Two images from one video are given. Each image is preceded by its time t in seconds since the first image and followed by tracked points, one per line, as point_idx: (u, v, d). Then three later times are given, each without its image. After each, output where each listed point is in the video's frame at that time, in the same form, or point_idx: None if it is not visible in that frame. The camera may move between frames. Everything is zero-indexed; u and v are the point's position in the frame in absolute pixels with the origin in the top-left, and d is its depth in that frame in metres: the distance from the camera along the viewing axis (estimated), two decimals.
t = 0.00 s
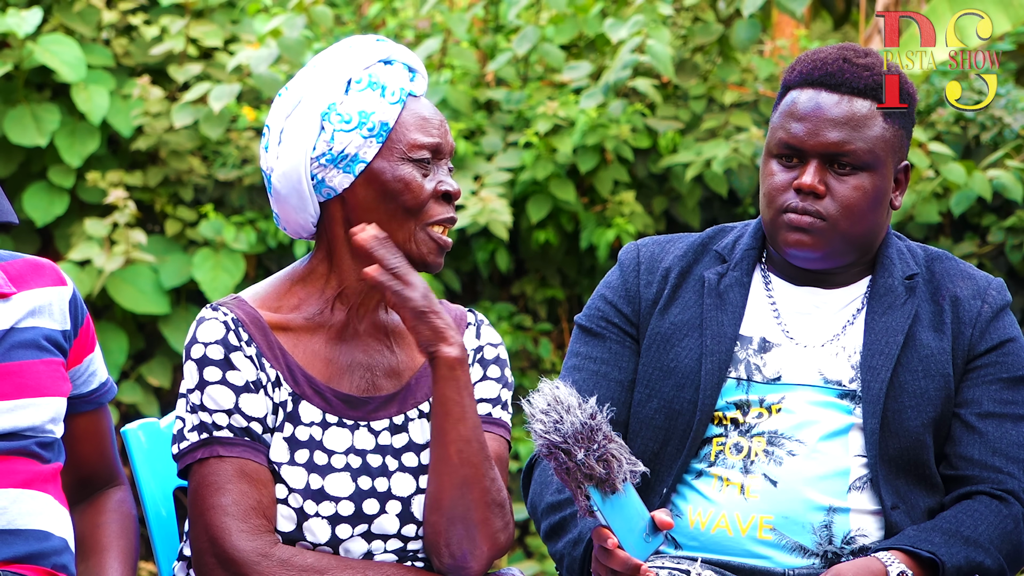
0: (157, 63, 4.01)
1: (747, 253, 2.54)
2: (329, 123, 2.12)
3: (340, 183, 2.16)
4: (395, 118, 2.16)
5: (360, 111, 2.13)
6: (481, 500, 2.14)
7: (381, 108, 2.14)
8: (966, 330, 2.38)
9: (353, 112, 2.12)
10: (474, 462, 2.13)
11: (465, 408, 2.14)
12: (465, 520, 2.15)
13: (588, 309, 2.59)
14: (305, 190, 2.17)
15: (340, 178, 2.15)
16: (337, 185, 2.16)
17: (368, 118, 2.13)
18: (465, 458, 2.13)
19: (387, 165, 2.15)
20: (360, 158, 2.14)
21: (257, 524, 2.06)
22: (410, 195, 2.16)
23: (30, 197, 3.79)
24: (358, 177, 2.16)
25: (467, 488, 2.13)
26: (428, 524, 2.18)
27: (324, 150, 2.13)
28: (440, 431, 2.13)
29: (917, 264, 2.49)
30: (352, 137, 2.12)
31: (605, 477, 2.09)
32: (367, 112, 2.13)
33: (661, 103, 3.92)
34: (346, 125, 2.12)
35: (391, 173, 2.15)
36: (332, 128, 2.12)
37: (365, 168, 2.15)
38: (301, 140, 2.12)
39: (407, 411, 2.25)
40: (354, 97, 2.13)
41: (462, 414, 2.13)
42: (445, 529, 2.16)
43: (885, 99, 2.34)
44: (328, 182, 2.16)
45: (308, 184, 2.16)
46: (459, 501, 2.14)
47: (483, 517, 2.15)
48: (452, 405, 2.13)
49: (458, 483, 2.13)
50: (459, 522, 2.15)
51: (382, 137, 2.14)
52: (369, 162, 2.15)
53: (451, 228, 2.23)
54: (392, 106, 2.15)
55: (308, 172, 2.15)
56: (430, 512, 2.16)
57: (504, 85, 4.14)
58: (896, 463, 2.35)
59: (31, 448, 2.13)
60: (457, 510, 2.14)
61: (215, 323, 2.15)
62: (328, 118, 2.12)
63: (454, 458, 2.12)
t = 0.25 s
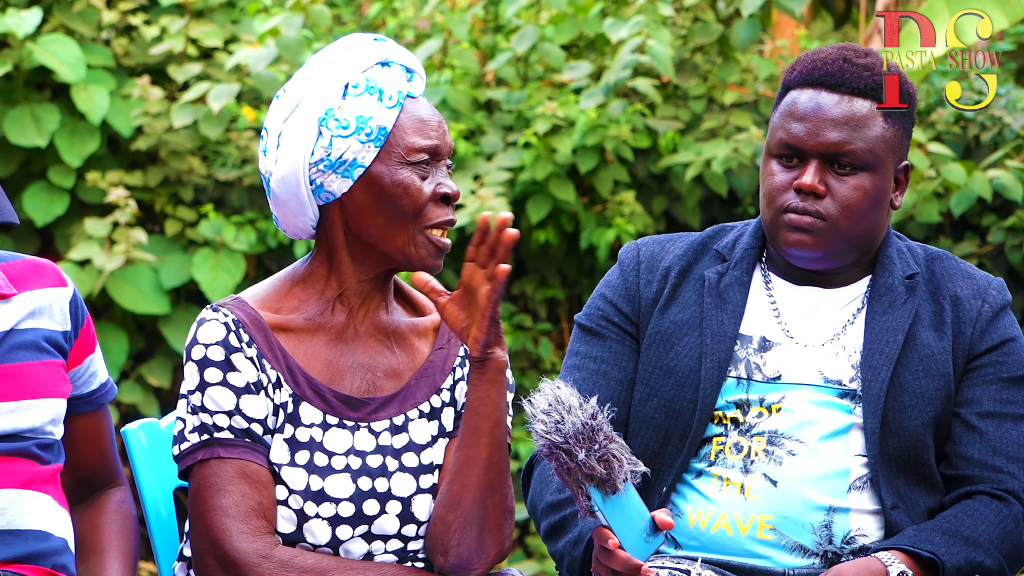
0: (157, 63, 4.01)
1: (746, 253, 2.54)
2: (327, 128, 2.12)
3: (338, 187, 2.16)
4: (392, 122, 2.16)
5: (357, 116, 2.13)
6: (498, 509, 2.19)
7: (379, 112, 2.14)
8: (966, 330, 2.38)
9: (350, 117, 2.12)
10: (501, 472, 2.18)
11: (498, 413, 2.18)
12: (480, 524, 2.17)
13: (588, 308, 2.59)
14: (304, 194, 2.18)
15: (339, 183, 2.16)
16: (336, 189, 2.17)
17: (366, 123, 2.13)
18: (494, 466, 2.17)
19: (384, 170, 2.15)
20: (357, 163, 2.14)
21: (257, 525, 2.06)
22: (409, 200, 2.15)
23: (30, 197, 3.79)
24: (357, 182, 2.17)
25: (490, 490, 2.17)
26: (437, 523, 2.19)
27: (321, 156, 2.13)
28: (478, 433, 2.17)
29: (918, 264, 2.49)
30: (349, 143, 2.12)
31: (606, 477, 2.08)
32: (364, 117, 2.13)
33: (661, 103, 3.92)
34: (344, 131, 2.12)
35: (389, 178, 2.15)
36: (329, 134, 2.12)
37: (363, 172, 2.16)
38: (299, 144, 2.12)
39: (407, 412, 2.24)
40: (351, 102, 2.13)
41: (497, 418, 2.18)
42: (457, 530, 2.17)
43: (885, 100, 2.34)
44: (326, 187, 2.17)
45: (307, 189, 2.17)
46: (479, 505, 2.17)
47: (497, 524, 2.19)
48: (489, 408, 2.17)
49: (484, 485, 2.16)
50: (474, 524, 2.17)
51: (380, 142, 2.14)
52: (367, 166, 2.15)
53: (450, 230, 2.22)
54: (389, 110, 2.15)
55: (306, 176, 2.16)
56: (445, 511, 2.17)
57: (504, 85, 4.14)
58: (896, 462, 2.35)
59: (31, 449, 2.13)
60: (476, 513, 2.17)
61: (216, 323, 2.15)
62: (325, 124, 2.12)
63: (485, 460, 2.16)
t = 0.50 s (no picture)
0: (157, 63, 4.01)
1: (746, 252, 2.54)
2: (325, 132, 2.12)
3: (338, 191, 2.17)
4: (390, 123, 2.16)
5: (355, 119, 2.13)
6: (502, 509, 2.19)
7: (376, 113, 2.14)
8: (966, 330, 2.38)
9: (348, 120, 2.13)
10: (505, 472, 2.18)
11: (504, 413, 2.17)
12: (483, 524, 2.17)
13: (588, 308, 2.59)
14: (304, 198, 2.18)
15: (338, 186, 2.16)
16: (335, 193, 2.17)
17: (365, 125, 2.13)
18: (499, 466, 2.17)
19: (384, 172, 2.15)
20: (356, 166, 2.14)
21: (257, 527, 2.06)
22: (410, 200, 2.16)
23: (30, 197, 3.79)
24: (356, 184, 2.17)
25: (494, 490, 2.17)
26: (440, 523, 2.18)
27: (320, 160, 2.14)
28: (482, 433, 2.16)
29: (918, 264, 2.49)
30: (348, 146, 2.12)
31: (606, 478, 2.08)
32: (363, 120, 2.13)
33: (661, 103, 3.92)
34: (343, 134, 2.12)
35: (389, 179, 2.15)
36: (328, 138, 2.12)
37: (362, 175, 2.16)
38: (298, 147, 2.13)
39: (407, 412, 2.24)
40: (349, 105, 2.13)
41: (502, 419, 2.17)
42: (460, 530, 2.16)
43: (885, 99, 2.34)
44: (326, 191, 2.17)
45: (306, 192, 2.18)
46: (483, 506, 2.16)
47: (501, 524, 2.19)
48: (495, 409, 2.16)
49: (489, 485, 2.16)
50: (477, 524, 2.17)
51: (378, 143, 2.14)
52: (367, 168, 2.15)
53: (451, 229, 2.23)
54: (386, 112, 2.15)
55: (306, 180, 2.16)
56: (448, 510, 2.17)
57: (504, 85, 4.14)
58: (896, 462, 2.35)
59: (30, 450, 2.13)
60: (479, 513, 2.16)
61: (217, 325, 2.15)
62: (323, 127, 2.12)
63: (490, 460, 2.16)
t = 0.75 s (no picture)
0: (157, 63, 4.01)
1: (746, 253, 2.54)
2: (321, 138, 2.13)
3: (334, 197, 2.18)
4: (387, 129, 2.15)
5: (350, 126, 2.13)
6: (504, 509, 2.18)
7: (372, 120, 2.14)
8: (966, 330, 2.38)
9: (344, 127, 2.13)
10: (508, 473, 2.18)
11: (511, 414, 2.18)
12: (485, 524, 2.17)
13: (588, 308, 2.59)
14: (301, 203, 2.19)
15: (335, 192, 2.17)
16: (332, 199, 2.18)
17: (360, 132, 2.13)
18: (503, 466, 2.17)
19: (380, 177, 2.15)
20: (353, 172, 2.14)
21: (257, 528, 2.06)
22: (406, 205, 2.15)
23: (30, 197, 3.79)
24: (352, 190, 2.17)
25: (498, 490, 2.17)
26: (442, 523, 2.18)
27: (316, 166, 2.14)
28: (489, 433, 2.17)
29: (918, 264, 2.49)
30: (343, 153, 2.13)
31: (606, 477, 2.08)
32: (358, 126, 2.13)
33: (661, 103, 3.92)
34: (338, 142, 2.12)
35: (386, 185, 2.15)
36: (324, 145, 2.13)
37: (359, 180, 2.16)
38: (295, 151, 2.13)
39: (406, 413, 2.24)
40: (344, 111, 2.13)
41: (508, 419, 2.18)
42: (462, 530, 2.16)
43: (885, 99, 2.34)
44: (323, 197, 2.18)
45: (303, 198, 2.19)
46: (486, 506, 2.16)
47: (503, 525, 2.19)
48: (502, 409, 2.17)
49: (493, 485, 2.16)
50: (480, 524, 2.16)
51: (374, 149, 2.14)
52: (363, 174, 2.15)
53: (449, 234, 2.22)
54: (382, 117, 2.15)
55: (303, 185, 2.17)
56: (451, 510, 2.16)
57: (504, 85, 4.14)
58: (896, 462, 2.35)
59: (30, 451, 2.14)
60: (482, 513, 2.16)
61: (217, 326, 2.15)
62: (319, 134, 2.13)
63: (495, 460, 2.16)
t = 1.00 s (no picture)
0: (157, 63, 4.01)
1: (747, 253, 2.54)
2: (320, 145, 2.13)
3: (334, 202, 2.18)
4: (386, 135, 2.15)
5: (350, 131, 2.13)
6: (507, 513, 2.16)
7: (371, 126, 2.14)
8: (966, 330, 2.38)
9: (343, 133, 2.12)
10: (514, 477, 2.15)
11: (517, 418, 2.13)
12: (487, 527, 2.14)
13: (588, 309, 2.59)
14: (300, 206, 2.20)
15: (334, 197, 2.17)
16: (332, 204, 2.18)
17: (359, 138, 2.13)
18: (508, 471, 2.13)
19: (380, 183, 2.16)
20: (352, 178, 2.15)
21: (257, 530, 2.06)
22: (406, 211, 2.16)
23: (30, 197, 3.79)
24: (352, 195, 2.18)
25: (501, 495, 2.14)
26: (444, 524, 2.17)
27: (315, 172, 2.14)
28: (493, 437, 2.12)
29: (918, 265, 2.49)
30: (343, 160, 2.13)
31: (606, 478, 2.08)
32: (358, 133, 2.13)
33: (661, 103, 3.92)
34: (337, 147, 2.12)
35: (385, 190, 2.16)
36: (323, 150, 2.13)
37: (359, 186, 2.16)
38: (295, 154, 2.13)
39: (406, 414, 2.24)
40: (344, 117, 2.13)
41: (514, 423, 2.12)
42: (464, 532, 2.15)
43: (885, 99, 2.34)
44: (322, 202, 2.18)
45: (303, 203, 2.19)
46: (489, 509, 2.14)
47: (504, 528, 2.16)
48: (507, 413, 2.12)
49: (495, 490, 2.13)
50: (481, 528, 2.14)
51: (373, 156, 2.14)
52: (363, 180, 2.16)
53: (449, 238, 2.22)
54: (382, 124, 2.14)
55: (302, 190, 2.18)
56: (454, 512, 2.15)
57: (504, 85, 4.14)
58: (896, 462, 2.35)
59: (30, 451, 2.14)
60: (485, 517, 2.14)
61: (217, 327, 2.16)
62: (318, 140, 2.13)
63: (498, 464, 2.12)
